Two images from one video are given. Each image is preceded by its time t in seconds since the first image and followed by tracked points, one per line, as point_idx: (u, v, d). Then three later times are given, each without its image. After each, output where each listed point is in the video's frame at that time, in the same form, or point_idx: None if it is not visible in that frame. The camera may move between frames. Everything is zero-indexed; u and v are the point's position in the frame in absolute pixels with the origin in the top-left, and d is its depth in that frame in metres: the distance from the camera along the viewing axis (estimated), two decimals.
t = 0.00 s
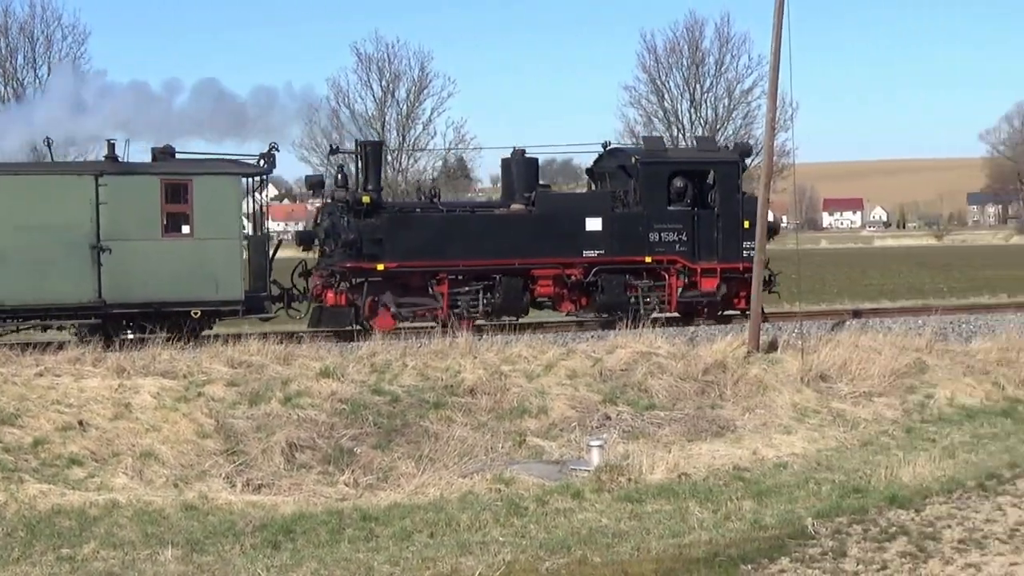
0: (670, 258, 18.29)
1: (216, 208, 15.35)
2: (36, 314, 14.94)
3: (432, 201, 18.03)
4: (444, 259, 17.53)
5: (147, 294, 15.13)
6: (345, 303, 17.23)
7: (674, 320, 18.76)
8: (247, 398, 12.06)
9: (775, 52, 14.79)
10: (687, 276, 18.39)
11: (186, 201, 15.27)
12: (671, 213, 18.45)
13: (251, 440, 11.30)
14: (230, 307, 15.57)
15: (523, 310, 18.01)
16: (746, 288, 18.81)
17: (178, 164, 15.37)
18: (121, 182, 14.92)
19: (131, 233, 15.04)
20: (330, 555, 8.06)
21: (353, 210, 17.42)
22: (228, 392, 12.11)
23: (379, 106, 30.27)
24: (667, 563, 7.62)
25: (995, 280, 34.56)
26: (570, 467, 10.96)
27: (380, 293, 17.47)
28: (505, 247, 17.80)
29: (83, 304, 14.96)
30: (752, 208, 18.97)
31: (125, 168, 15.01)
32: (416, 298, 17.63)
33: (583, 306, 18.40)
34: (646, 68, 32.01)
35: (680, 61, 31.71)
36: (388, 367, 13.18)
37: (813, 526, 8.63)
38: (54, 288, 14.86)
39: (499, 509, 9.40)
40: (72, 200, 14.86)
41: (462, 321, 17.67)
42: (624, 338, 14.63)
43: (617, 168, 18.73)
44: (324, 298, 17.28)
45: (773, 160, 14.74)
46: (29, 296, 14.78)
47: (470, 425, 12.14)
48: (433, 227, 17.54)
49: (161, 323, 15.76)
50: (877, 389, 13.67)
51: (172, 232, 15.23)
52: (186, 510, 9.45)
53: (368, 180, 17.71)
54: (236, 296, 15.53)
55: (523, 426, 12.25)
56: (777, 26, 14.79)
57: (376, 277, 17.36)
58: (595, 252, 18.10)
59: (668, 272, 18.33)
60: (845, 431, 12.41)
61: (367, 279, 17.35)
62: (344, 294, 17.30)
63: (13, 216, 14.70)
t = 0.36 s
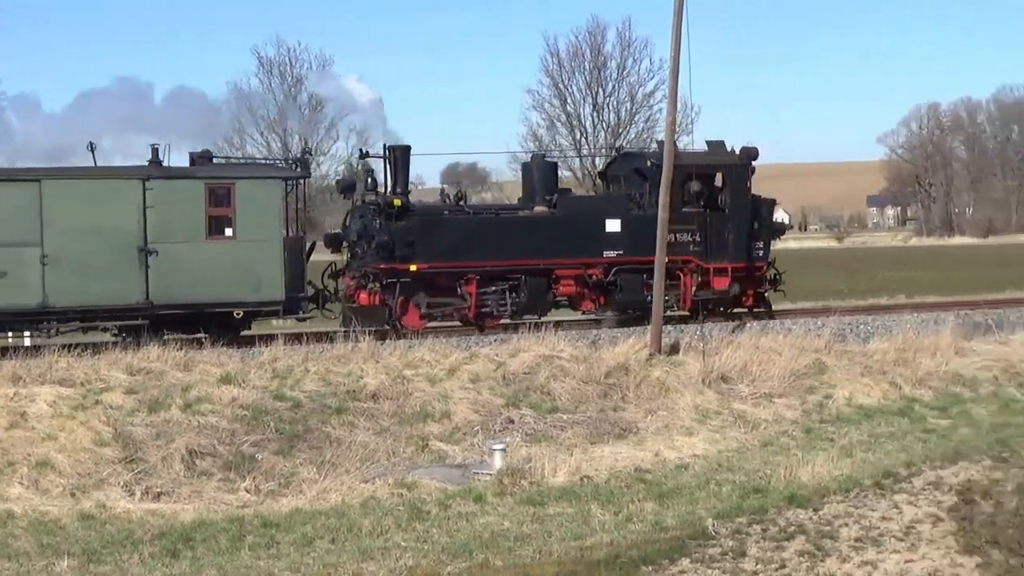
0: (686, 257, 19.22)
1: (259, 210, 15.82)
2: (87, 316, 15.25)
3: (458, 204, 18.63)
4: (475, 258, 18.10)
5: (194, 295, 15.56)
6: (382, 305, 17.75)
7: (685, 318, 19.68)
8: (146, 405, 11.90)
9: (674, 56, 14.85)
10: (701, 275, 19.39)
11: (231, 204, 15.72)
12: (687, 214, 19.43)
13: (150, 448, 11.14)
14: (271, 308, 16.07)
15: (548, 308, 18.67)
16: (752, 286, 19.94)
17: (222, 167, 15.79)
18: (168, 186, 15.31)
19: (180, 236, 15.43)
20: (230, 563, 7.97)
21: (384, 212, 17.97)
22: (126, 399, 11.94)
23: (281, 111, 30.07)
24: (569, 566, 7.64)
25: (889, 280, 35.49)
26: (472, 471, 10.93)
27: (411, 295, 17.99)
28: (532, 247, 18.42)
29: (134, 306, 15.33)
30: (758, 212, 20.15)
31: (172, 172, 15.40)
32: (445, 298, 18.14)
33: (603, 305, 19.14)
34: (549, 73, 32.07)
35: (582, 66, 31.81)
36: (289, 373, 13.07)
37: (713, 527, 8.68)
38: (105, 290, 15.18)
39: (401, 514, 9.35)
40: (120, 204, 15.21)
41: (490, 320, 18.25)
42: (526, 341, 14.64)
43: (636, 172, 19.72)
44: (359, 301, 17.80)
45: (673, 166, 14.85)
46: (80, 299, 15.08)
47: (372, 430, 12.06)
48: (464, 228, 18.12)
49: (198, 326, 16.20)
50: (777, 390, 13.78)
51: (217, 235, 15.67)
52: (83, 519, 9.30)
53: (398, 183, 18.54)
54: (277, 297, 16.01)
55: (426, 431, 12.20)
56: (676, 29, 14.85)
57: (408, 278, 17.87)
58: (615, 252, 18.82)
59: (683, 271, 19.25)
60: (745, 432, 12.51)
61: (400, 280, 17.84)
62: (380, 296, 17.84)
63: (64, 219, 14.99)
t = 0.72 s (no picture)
0: (680, 256, 20.72)
1: (283, 211, 16.79)
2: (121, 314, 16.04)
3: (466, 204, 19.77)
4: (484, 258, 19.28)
5: (221, 293, 16.44)
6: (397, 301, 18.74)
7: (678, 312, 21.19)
8: (29, 412, 11.72)
9: (564, 59, 14.91)
10: (694, 274, 20.84)
11: (256, 205, 16.65)
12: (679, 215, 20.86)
13: (32, 454, 10.96)
14: (292, 305, 17.03)
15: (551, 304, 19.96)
16: (741, 284, 21.44)
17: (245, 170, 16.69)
18: (197, 187, 16.19)
19: (210, 236, 16.33)
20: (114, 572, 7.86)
21: (397, 214, 19.05)
22: (9, 406, 11.74)
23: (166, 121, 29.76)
24: (457, 569, 7.64)
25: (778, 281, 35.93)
26: (361, 475, 10.89)
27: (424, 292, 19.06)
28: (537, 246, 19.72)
29: (167, 304, 16.18)
30: (748, 210, 21.55)
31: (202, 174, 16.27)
32: (456, 295, 19.27)
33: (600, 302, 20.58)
34: (440, 76, 32.08)
35: (473, 69, 31.85)
36: (176, 377, 12.95)
37: (601, 528, 8.74)
38: (136, 290, 15.99)
39: (289, 519, 9.30)
40: (150, 204, 16.04)
41: (496, 317, 19.47)
42: (416, 344, 14.63)
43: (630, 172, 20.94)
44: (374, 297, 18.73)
45: (563, 163, 14.82)
46: (115, 297, 15.87)
47: (260, 435, 11.97)
48: (473, 228, 19.28)
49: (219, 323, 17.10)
50: (666, 391, 13.88)
51: (242, 235, 16.57)
52: None
53: (407, 185, 19.68)
54: (299, 295, 16.99)
55: (315, 435, 12.13)
56: (565, 33, 14.91)
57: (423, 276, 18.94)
58: (614, 252, 20.34)
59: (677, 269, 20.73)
60: (634, 433, 12.60)
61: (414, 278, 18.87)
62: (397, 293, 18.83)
63: (101, 221, 15.75)
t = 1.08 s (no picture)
0: (674, 253, 21.72)
1: (306, 210, 17.52)
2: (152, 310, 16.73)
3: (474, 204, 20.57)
4: (493, 253, 20.18)
5: (249, 290, 17.15)
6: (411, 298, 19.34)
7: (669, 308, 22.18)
8: None
9: (460, 59, 14.88)
10: (687, 271, 21.86)
11: (280, 205, 17.37)
12: (674, 214, 21.89)
13: None
14: (315, 302, 17.75)
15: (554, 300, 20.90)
16: (729, 280, 22.60)
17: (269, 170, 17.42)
18: (224, 187, 16.89)
19: (240, 234, 17.08)
20: None
21: (409, 214, 19.82)
22: None
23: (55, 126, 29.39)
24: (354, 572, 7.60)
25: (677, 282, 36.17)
26: (256, 479, 10.81)
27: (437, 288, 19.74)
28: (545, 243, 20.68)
29: (198, 299, 16.89)
30: (735, 209, 22.68)
31: (231, 175, 17.01)
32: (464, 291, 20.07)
33: (599, 298, 21.46)
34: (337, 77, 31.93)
35: (369, 70, 31.73)
36: (68, 381, 12.78)
37: (497, 529, 8.74)
38: (168, 287, 16.68)
39: (182, 524, 9.20)
40: (182, 204, 16.74)
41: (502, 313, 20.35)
42: (314, 346, 14.56)
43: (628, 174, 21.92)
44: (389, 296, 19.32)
45: (458, 165, 14.82)
46: (150, 293, 16.59)
47: (154, 439, 11.84)
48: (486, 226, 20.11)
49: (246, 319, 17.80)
50: (563, 392, 13.91)
51: (268, 234, 17.29)
52: None
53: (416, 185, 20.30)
54: (322, 291, 17.71)
55: (209, 438, 12.02)
56: (461, 33, 14.88)
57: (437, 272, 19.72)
58: (614, 249, 21.26)
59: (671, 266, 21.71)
60: (531, 434, 12.63)
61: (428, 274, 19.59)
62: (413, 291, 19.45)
63: (135, 220, 16.48)
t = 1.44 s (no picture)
0: (672, 253, 22.22)
1: (332, 210, 18.59)
2: (188, 306, 17.73)
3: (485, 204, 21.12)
4: (505, 253, 20.69)
5: (279, 286, 18.19)
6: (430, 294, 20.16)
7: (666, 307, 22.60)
8: None
9: (368, 58, 14.82)
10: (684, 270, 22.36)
11: (309, 204, 18.43)
12: (672, 215, 22.44)
13: None
14: (340, 299, 18.79)
15: (560, 298, 21.32)
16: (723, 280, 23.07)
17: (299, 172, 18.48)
18: (257, 187, 17.94)
19: (270, 233, 18.11)
20: None
21: (426, 213, 20.16)
22: None
23: None
24: None
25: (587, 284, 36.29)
26: (160, 481, 10.71)
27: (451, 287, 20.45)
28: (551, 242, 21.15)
29: (232, 295, 17.92)
30: (729, 212, 23.25)
31: (263, 175, 18.06)
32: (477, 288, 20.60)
33: (601, 296, 21.92)
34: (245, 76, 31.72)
35: (278, 70, 31.56)
36: None
37: (402, 531, 8.72)
38: (202, 283, 17.70)
39: (83, 527, 9.09)
40: (217, 203, 17.77)
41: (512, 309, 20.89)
42: (220, 348, 14.46)
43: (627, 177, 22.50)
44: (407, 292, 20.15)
45: (366, 166, 14.78)
46: (188, 288, 17.62)
47: (56, 441, 11.69)
48: (495, 225, 20.63)
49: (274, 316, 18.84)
50: (470, 394, 13.90)
51: (297, 232, 18.31)
52: None
53: (432, 185, 20.98)
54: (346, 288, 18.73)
55: (113, 441, 11.89)
56: (369, 31, 14.83)
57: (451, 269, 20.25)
58: (616, 249, 21.74)
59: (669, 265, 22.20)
60: (439, 436, 12.62)
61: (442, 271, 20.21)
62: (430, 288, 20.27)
63: (173, 218, 17.49)
